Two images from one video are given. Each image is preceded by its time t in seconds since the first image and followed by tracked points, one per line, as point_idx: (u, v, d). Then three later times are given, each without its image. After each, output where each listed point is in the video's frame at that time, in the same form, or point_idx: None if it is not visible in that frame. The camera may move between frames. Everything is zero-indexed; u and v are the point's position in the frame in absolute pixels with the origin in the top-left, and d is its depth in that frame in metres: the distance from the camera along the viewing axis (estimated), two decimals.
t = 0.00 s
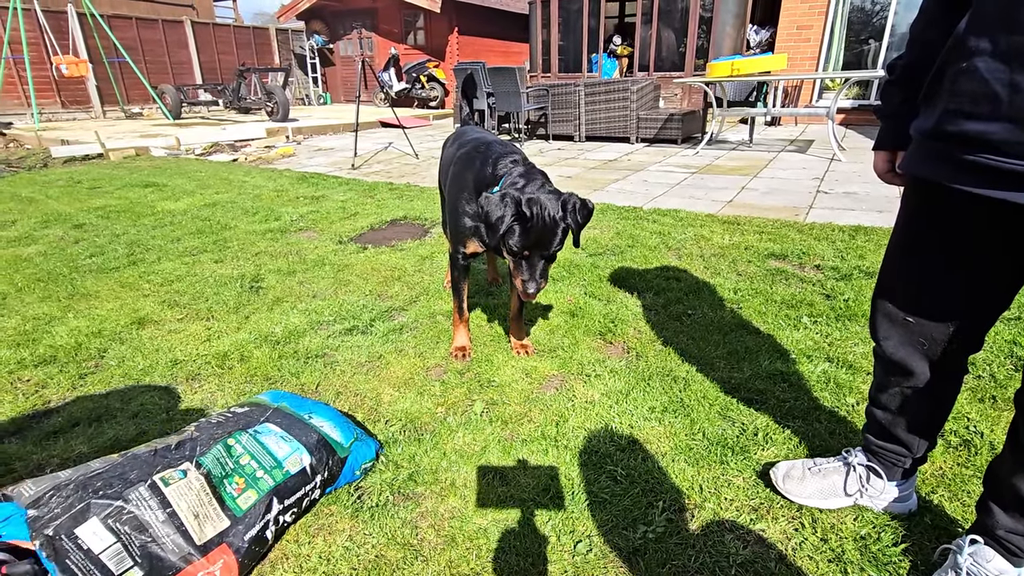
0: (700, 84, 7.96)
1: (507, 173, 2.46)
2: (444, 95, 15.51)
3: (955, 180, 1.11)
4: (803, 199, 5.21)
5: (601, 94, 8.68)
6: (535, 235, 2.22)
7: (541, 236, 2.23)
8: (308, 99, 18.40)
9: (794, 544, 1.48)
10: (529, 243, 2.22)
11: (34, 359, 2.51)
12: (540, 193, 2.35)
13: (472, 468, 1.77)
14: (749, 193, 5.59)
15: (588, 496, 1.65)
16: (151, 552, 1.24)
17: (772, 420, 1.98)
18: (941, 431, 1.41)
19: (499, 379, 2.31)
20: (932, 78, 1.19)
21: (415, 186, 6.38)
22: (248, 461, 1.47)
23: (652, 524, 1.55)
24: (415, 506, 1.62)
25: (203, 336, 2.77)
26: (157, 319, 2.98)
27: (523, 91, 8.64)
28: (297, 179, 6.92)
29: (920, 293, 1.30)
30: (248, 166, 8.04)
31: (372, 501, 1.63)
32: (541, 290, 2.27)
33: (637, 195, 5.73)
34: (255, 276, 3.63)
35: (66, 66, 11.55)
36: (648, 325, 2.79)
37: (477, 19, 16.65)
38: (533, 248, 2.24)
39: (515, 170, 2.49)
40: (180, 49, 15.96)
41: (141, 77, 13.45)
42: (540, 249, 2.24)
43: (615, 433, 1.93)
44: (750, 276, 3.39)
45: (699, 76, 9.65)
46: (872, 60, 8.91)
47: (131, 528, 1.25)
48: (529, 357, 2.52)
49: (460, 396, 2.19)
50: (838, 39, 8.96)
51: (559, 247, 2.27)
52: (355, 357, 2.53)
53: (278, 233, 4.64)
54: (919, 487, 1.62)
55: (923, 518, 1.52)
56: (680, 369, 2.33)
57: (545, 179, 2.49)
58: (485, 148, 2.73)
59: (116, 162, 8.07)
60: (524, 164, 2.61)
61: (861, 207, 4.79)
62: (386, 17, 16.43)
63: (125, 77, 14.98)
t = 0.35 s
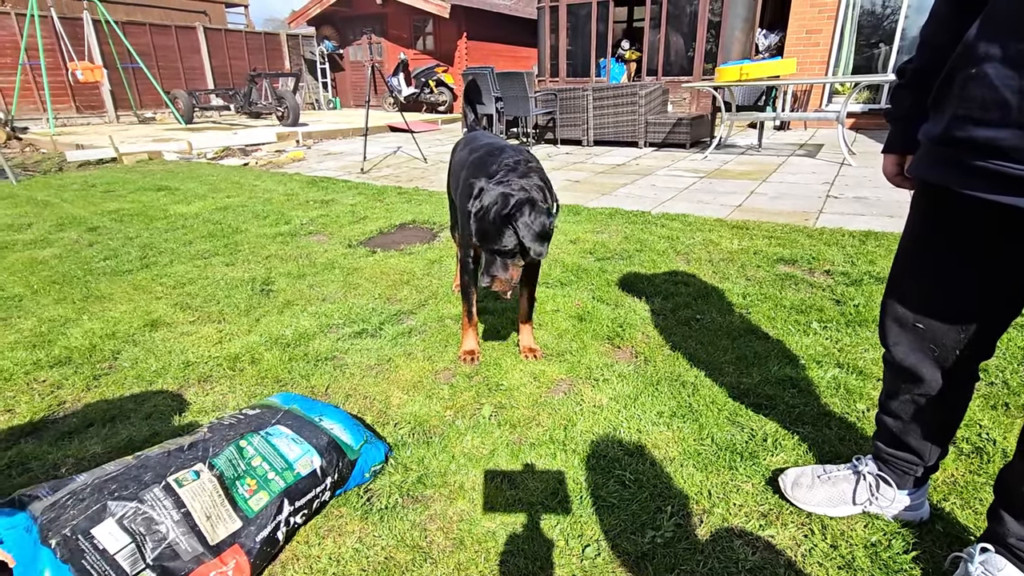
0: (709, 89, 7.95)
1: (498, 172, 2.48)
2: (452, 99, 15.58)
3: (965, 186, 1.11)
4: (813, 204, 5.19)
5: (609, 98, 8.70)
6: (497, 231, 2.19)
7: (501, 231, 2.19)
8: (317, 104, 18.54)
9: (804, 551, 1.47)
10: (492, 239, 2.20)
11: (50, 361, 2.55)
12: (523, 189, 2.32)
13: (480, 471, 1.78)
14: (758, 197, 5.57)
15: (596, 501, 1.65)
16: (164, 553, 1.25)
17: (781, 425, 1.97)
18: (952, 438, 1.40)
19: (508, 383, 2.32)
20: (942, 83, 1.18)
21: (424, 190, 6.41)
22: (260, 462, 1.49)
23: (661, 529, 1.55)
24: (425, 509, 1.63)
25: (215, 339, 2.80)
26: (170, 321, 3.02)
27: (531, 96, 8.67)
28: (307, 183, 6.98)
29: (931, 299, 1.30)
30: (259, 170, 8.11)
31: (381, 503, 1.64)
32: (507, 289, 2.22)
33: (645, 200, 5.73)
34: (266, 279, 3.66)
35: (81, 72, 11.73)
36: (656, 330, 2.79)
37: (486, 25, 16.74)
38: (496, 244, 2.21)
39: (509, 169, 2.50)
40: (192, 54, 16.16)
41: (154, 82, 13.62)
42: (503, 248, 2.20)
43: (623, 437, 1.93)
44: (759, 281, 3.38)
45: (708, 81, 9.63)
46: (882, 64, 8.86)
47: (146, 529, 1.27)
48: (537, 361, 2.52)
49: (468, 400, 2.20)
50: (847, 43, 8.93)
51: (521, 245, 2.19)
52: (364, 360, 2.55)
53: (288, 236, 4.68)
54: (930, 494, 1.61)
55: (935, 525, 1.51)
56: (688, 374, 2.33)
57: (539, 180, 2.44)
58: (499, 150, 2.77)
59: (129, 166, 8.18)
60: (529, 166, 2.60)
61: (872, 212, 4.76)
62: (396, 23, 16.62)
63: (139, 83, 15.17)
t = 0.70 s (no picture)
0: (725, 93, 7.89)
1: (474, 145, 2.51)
2: (468, 103, 15.66)
3: (990, 189, 1.10)
4: (831, 210, 5.15)
5: (625, 103, 8.69)
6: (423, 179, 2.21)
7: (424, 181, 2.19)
8: (334, 107, 18.74)
9: (822, 558, 1.46)
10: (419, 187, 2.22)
11: (75, 355, 2.61)
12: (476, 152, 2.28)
13: (496, 473, 1.79)
14: (774, 203, 5.53)
15: (611, 503, 1.65)
16: (189, 543, 1.28)
17: (799, 433, 1.96)
18: (974, 448, 1.39)
19: (523, 385, 2.33)
20: (972, 88, 1.18)
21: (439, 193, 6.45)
22: (281, 458, 1.51)
23: (677, 534, 1.55)
24: (441, 508, 1.64)
25: (235, 336, 2.85)
26: (191, 318, 3.08)
27: (546, 100, 8.70)
28: (324, 184, 7.06)
29: (956, 306, 1.29)
30: (277, 171, 8.23)
31: (399, 501, 1.66)
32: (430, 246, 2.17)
33: (661, 204, 5.71)
34: (284, 279, 3.71)
35: (106, 74, 11.98)
36: (672, 335, 2.78)
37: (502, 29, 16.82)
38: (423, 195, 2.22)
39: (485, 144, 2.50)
40: (213, 57, 16.43)
41: (176, 84, 13.87)
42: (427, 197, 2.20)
43: (639, 441, 1.93)
44: (776, 287, 3.36)
45: (724, 85, 9.59)
46: (903, 69, 8.76)
47: (172, 520, 1.30)
48: (552, 364, 2.53)
49: (484, 401, 2.21)
50: (867, 49, 8.84)
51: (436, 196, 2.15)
52: (380, 360, 2.58)
53: (306, 237, 4.74)
54: (952, 505, 1.59)
55: (956, 536, 1.49)
56: (705, 380, 2.32)
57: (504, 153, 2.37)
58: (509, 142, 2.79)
59: (151, 166, 8.33)
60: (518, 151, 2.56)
61: (891, 219, 4.71)
62: (412, 26, 16.76)
63: (161, 84, 15.47)
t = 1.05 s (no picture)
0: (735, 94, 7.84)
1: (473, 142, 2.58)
2: (476, 103, 15.68)
3: (1009, 195, 1.09)
4: (842, 212, 5.11)
5: (634, 103, 8.66)
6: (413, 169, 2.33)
7: (414, 171, 2.31)
8: (343, 107, 18.83)
9: (834, 564, 1.45)
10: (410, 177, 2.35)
11: (90, 354, 2.64)
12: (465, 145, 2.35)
13: (505, 475, 1.79)
14: (784, 205, 5.49)
15: (620, 507, 1.65)
16: (202, 543, 1.29)
17: (810, 437, 1.95)
18: (991, 454, 1.38)
19: (532, 387, 2.33)
20: (992, 92, 1.17)
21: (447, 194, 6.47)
22: (293, 459, 1.52)
23: (687, 538, 1.54)
24: (451, 510, 1.65)
25: (246, 337, 2.87)
26: (203, 318, 3.10)
27: (555, 101, 8.69)
28: (334, 185, 7.10)
29: (974, 310, 1.28)
30: (286, 172, 8.29)
31: (409, 503, 1.67)
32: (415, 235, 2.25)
33: (669, 206, 5.70)
34: (294, 279, 3.74)
35: (119, 75, 12.12)
36: (682, 337, 2.77)
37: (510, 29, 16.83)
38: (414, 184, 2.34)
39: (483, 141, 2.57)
40: (224, 58, 16.57)
41: (188, 85, 14.00)
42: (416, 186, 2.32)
43: (649, 444, 1.93)
44: (787, 289, 3.34)
45: (734, 86, 9.53)
46: (915, 69, 8.67)
47: (186, 520, 1.31)
48: (560, 367, 2.53)
49: (493, 403, 2.22)
50: (879, 49, 8.76)
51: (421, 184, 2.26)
52: (390, 361, 2.59)
53: (316, 237, 4.76)
54: (966, 512, 1.58)
55: (971, 544, 1.47)
56: (715, 383, 2.31)
57: (497, 148, 2.43)
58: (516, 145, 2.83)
59: (163, 167, 8.42)
60: (518, 151, 2.59)
61: (904, 221, 4.66)
62: (421, 27, 16.81)
63: (173, 86, 15.62)
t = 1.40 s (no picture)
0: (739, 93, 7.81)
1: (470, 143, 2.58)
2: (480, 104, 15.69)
3: (1011, 193, 1.08)
4: (848, 211, 5.08)
5: (637, 103, 8.64)
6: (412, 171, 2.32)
7: (414, 173, 2.31)
8: (348, 109, 18.88)
9: (841, 567, 1.44)
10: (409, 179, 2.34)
11: (97, 358, 2.66)
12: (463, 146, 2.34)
13: (509, 477, 1.79)
14: (790, 204, 5.47)
15: (625, 510, 1.64)
16: (207, 547, 1.30)
17: (816, 439, 1.93)
18: (1000, 455, 1.36)
19: (536, 389, 2.33)
20: (995, 91, 1.16)
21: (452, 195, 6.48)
22: (298, 462, 1.53)
23: (692, 541, 1.53)
24: (455, 513, 1.65)
25: (251, 339, 2.88)
26: (209, 321, 3.12)
27: (559, 101, 8.68)
28: (338, 187, 7.12)
29: (981, 311, 1.26)
30: (291, 174, 8.32)
31: (413, 505, 1.67)
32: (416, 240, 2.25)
33: (674, 205, 5.68)
34: (299, 282, 3.75)
35: (126, 80, 12.21)
36: (687, 338, 2.76)
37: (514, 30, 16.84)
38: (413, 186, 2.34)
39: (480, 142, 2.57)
40: (229, 62, 16.66)
41: (193, 89, 14.09)
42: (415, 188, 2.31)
43: (654, 446, 1.92)
44: (792, 289, 3.32)
45: (738, 85, 9.49)
46: (922, 66, 8.62)
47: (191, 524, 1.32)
48: (565, 368, 2.53)
49: (497, 405, 2.22)
50: (884, 45, 8.71)
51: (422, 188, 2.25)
52: (394, 363, 2.59)
53: (320, 240, 4.78)
54: (975, 515, 1.56)
55: (979, 547, 1.46)
56: (720, 385, 2.30)
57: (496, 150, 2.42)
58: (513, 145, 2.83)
59: (169, 170, 8.47)
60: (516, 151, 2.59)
61: (911, 219, 4.63)
62: (425, 29, 16.85)
63: (179, 89, 15.72)
